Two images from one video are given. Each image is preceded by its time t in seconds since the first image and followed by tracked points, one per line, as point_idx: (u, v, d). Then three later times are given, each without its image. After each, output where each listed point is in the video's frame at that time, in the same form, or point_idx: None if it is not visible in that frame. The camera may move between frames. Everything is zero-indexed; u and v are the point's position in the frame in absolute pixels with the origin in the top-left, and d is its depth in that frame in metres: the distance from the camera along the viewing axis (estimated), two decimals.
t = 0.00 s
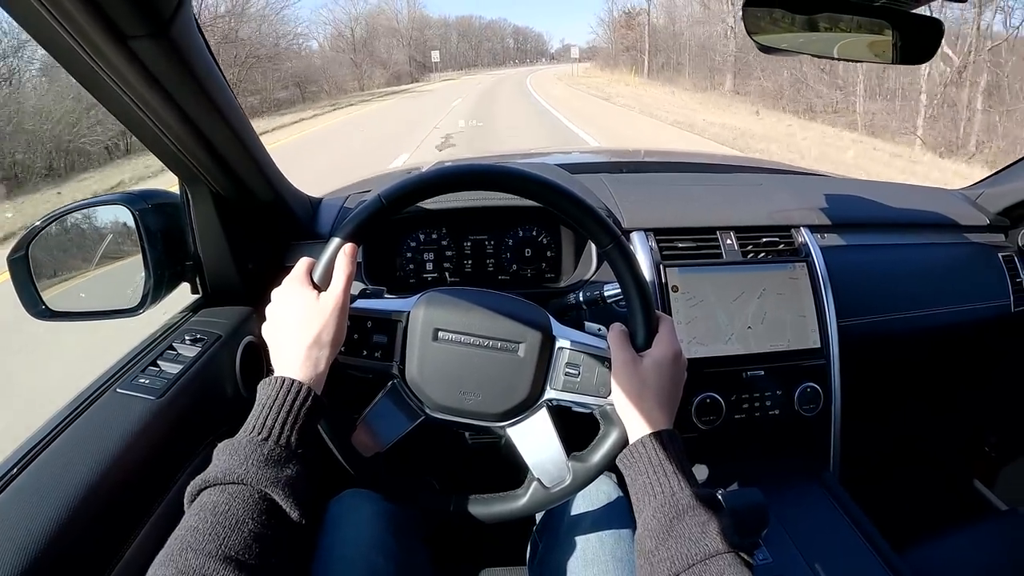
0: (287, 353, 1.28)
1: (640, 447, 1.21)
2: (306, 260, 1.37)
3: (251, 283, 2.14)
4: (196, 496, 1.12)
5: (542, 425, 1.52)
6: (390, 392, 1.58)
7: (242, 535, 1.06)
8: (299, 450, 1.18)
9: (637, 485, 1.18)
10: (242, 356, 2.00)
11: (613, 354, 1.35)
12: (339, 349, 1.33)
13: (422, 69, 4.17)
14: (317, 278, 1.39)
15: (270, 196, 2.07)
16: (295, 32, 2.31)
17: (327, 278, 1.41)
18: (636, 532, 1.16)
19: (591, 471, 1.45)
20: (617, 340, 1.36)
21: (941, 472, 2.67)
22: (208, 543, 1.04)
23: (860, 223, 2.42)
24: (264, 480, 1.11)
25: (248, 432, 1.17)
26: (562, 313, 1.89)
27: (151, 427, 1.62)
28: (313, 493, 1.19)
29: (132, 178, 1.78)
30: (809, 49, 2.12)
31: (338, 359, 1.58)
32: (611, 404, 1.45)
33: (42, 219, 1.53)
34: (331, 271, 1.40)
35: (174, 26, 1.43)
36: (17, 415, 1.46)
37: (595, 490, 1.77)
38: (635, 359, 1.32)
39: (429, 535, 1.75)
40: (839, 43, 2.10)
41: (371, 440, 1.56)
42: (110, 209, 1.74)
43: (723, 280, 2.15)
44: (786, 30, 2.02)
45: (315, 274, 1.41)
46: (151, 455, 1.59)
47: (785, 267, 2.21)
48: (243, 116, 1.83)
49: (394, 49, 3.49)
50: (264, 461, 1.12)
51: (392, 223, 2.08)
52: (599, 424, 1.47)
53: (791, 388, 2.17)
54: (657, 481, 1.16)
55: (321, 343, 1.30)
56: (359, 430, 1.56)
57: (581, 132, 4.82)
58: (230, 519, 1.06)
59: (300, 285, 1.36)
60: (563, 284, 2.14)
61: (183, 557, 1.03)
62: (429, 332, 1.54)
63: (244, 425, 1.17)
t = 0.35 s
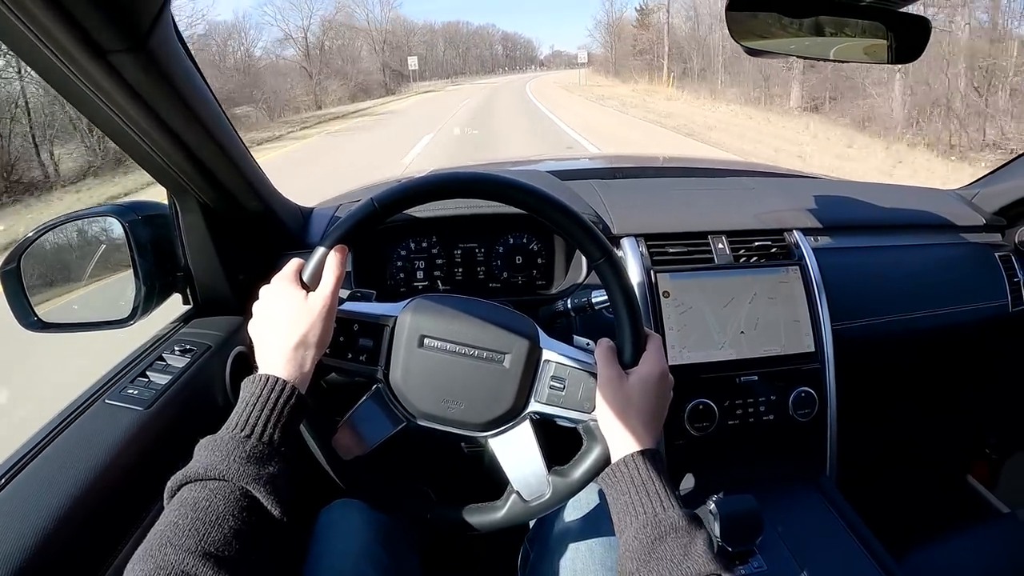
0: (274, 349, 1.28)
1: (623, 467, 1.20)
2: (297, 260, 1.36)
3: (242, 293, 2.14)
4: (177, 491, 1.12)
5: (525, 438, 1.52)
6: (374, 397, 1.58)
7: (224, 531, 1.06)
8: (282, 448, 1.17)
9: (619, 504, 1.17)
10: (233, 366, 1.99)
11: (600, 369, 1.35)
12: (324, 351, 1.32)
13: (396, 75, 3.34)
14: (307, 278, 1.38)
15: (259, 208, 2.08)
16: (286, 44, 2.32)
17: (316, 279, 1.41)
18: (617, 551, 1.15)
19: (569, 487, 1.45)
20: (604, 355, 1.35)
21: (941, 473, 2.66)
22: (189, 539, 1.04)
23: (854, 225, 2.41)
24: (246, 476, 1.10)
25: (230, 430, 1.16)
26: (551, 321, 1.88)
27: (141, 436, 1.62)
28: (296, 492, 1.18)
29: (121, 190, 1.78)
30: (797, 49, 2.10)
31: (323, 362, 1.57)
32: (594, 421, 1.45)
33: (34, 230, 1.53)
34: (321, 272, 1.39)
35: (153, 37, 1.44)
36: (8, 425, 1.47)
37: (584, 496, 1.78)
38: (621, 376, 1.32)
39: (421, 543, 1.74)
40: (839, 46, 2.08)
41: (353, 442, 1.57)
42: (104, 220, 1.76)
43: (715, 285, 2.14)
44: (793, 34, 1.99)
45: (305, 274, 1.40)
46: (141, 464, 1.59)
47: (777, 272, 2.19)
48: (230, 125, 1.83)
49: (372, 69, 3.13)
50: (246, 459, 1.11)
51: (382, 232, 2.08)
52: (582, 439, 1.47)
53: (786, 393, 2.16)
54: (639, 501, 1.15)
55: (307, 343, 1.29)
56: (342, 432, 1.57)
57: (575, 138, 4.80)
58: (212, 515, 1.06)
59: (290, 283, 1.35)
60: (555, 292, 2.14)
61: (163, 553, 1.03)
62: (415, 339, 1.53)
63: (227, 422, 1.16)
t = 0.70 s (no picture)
0: (281, 358, 1.28)
1: (631, 466, 1.20)
2: (304, 269, 1.38)
3: (249, 299, 2.15)
4: (186, 500, 1.12)
5: (535, 439, 1.52)
6: (384, 401, 1.58)
7: (231, 539, 1.06)
8: (290, 456, 1.17)
9: (627, 503, 1.17)
10: (241, 372, 1.99)
11: (608, 368, 1.33)
12: (333, 357, 1.32)
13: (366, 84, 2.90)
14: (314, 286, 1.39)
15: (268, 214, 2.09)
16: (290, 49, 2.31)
17: (323, 287, 1.41)
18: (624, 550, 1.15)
19: (579, 488, 1.44)
20: (612, 355, 1.34)
21: (950, 469, 2.65)
22: (197, 548, 1.04)
23: (860, 222, 2.41)
24: (254, 485, 1.10)
25: (239, 438, 1.17)
26: (558, 322, 1.89)
27: (151, 443, 1.62)
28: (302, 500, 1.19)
29: (128, 199, 1.79)
30: (803, 49, 2.09)
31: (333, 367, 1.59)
32: (604, 420, 1.44)
33: (42, 240, 1.53)
34: (327, 279, 1.40)
35: (161, 48, 1.45)
36: (16, 434, 1.47)
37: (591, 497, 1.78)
38: (630, 376, 1.31)
39: (431, 547, 1.74)
40: (844, 44, 2.07)
41: (364, 447, 1.57)
42: (111, 228, 1.77)
43: (722, 284, 2.14)
44: (808, 34, 1.98)
45: (312, 283, 1.41)
46: (152, 471, 1.59)
47: (784, 270, 2.19)
48: (236, 133, 1.84)
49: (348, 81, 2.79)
50: (255, 467, 1.12)
51: (388, 237, 2.08)
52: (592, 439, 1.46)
53: (794, 392, 2.15)
54: (647, 500, 1.15)
55: (314, 350, 1.29)
56: (352, 437, 1.57)
57: (576, 138, 4.79)
58: (220, 523, 1.06)
59: (297, 292, 1.36)
60: (562, 293, 2.14)
61: (171, 561, 1.03)
62: (424, 343, 1.53)
63: (236, 431, 1.17)
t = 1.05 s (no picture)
0: (284, 361, 1.29)
1: (637, 460, 1.20)
2: (304, 274, 1.38)
3: (254, 298, 2.15)
4: (191, 507, 1.12)
5: (541, 435, 1.52)
6: (390, 402, 1.59)
7: (238, 545, 1.06)
8: (295, 460, 1.18)
9: (633, 495, 1.17)
10: (245, 370, 1.99)
11: (612, 361, 1.33)
12: (336, 360, 1.33)
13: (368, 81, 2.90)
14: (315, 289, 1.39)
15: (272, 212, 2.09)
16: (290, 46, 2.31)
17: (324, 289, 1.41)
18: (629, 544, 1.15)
19: (587, 481, 1.44)
20: (615, 347, 1.34)
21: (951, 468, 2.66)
22: (203, 554, 1.04)
23: (863, 221, 2.40)
24: (260, 490, 1.11)
25: (245, 442, 1.18)
26: (562, 320, 1.88)
27: (155, 442, 1.62)
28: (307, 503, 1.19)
29: (133, 197, 1.78)
30: (806, 46, 2.09)
31: (337, 369, 1.58)
32: (610, 413, 1.44)
33: (47, 236, 1.53)
34: (328, 281, 1.40)
35: (166, 46, 1.46)
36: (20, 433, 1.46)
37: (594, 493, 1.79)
38: (634, 370, 1.30)
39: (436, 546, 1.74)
40: (845, 42, 2.07)
41: (370, 449, 1.58)
42: (116, 225, 1.76)
43: (724, 283, 2.14)
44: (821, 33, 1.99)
45: (314, 286, 1.41)
46: (156, 469, 1.59)
47: (787, 268, 2.20)
48: (241, 132, 1.85)
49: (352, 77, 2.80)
50: (259, 472, 1.13)
51: (391, 234, 2.08)
52: (599, 432, 1.46)
53: (796, 390, 2.16)
54: (653, 493, 1.15)
55: (317, 353, 1.30)
56: (358, 438, 1.58)
57: (573, 137, 4.78)
58: (226, 529, 1.07)
59: (298, 295, 1.35)
60: (565, 291, 2.14)
61: (179, 568, 1.02)
62: (427, 341, 1.53)
63: (241, 435, 1.18)
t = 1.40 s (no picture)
0: (279, 353, 1.28)
1: (631, 468, 1.19)
2: (304, 266, 1.37)
3: (250, 297, 2.14)
4: (184, 496, 1.12)
5: (535, 438, 1.52)
6: (383, 399, 1.58)
7: (229, 534, 1.06)
8: (289, 451, 1.17)
9: (627, 502, 1.16)
10: (240, 371, 1.97)
11: (608, 366, 1.31)
12: (332, 352, 1.32)
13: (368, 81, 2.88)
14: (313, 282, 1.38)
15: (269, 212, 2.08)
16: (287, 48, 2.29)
17: (322, 282, 1.41)
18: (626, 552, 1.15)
19: (579, 487, 1.42)
20: (612, 353, 1.32)
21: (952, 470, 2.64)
22: (195, 543, 1.04)
23: (864, 222, 2.39)
24: (253, 480, 1.10)
25: (237, 433, 1.16)
26: (559, 322, 1.86)
27: (149, 441, 1.61)
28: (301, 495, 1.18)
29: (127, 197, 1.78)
30: (806, 50, 2.08)
31: (333, 364, 1.57)
32: (604, 420, 1.43)
33: (42, 236, 1.54)
34: (327, 274, 1.39)
35: (161, 43, 1.45)
36: (13, 431, 1.46)
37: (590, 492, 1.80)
38: (631, 377, 1.29)
39: (431, 547, 1.73)
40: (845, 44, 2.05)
41: (362, 446, 1.57)
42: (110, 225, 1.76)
43: (723, 284, 2.13)
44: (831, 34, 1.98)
45: (312, 278, 1.40)
46: (150, 468, 1.58)
47: (787, 269, 2.18)
48: (237, 132, 1.84)
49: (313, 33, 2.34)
50: (253, 462, 1.11)
51: (389, 235, 2.07)
52: (593, 438, 1.45)
53: (796, 392, 2.14)
54: (648, 500, 1.15)
55: (313, 345, 1.29)
56: (350, 434, 1.57)
57: (573, 140, 4.75)
58: (218, 518, 1.06)
59: (296, 287, 1.35)
60: (563, 292, 2.12)
61: (169, 557, 1.02)
62: (423, 340, 1.52)
63: (234, 426, 1.17)
